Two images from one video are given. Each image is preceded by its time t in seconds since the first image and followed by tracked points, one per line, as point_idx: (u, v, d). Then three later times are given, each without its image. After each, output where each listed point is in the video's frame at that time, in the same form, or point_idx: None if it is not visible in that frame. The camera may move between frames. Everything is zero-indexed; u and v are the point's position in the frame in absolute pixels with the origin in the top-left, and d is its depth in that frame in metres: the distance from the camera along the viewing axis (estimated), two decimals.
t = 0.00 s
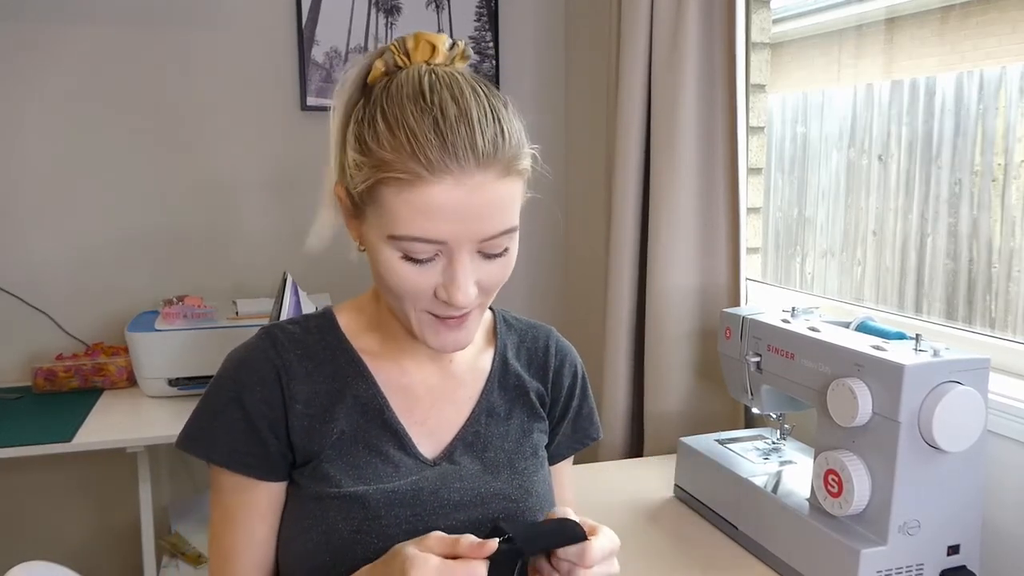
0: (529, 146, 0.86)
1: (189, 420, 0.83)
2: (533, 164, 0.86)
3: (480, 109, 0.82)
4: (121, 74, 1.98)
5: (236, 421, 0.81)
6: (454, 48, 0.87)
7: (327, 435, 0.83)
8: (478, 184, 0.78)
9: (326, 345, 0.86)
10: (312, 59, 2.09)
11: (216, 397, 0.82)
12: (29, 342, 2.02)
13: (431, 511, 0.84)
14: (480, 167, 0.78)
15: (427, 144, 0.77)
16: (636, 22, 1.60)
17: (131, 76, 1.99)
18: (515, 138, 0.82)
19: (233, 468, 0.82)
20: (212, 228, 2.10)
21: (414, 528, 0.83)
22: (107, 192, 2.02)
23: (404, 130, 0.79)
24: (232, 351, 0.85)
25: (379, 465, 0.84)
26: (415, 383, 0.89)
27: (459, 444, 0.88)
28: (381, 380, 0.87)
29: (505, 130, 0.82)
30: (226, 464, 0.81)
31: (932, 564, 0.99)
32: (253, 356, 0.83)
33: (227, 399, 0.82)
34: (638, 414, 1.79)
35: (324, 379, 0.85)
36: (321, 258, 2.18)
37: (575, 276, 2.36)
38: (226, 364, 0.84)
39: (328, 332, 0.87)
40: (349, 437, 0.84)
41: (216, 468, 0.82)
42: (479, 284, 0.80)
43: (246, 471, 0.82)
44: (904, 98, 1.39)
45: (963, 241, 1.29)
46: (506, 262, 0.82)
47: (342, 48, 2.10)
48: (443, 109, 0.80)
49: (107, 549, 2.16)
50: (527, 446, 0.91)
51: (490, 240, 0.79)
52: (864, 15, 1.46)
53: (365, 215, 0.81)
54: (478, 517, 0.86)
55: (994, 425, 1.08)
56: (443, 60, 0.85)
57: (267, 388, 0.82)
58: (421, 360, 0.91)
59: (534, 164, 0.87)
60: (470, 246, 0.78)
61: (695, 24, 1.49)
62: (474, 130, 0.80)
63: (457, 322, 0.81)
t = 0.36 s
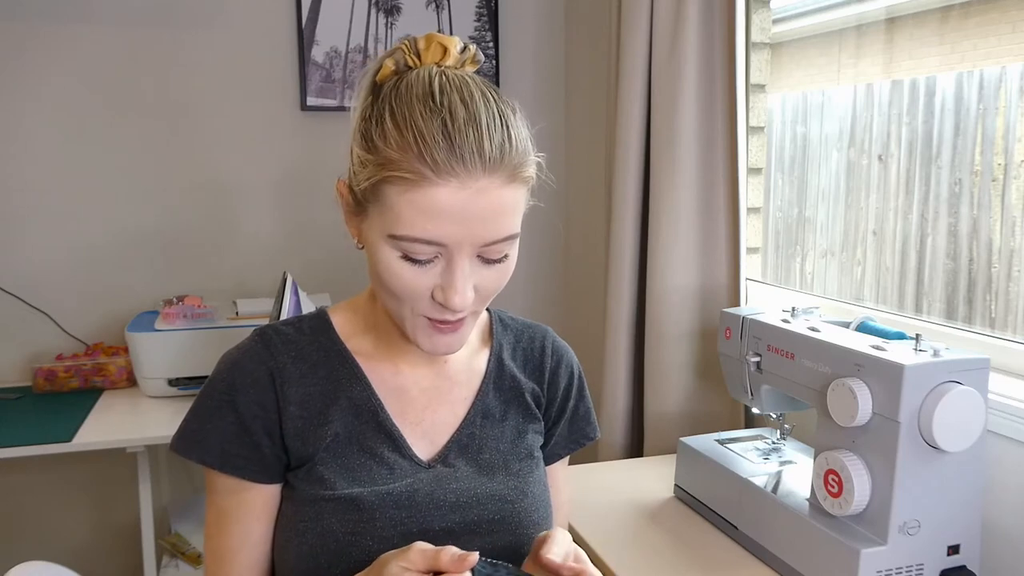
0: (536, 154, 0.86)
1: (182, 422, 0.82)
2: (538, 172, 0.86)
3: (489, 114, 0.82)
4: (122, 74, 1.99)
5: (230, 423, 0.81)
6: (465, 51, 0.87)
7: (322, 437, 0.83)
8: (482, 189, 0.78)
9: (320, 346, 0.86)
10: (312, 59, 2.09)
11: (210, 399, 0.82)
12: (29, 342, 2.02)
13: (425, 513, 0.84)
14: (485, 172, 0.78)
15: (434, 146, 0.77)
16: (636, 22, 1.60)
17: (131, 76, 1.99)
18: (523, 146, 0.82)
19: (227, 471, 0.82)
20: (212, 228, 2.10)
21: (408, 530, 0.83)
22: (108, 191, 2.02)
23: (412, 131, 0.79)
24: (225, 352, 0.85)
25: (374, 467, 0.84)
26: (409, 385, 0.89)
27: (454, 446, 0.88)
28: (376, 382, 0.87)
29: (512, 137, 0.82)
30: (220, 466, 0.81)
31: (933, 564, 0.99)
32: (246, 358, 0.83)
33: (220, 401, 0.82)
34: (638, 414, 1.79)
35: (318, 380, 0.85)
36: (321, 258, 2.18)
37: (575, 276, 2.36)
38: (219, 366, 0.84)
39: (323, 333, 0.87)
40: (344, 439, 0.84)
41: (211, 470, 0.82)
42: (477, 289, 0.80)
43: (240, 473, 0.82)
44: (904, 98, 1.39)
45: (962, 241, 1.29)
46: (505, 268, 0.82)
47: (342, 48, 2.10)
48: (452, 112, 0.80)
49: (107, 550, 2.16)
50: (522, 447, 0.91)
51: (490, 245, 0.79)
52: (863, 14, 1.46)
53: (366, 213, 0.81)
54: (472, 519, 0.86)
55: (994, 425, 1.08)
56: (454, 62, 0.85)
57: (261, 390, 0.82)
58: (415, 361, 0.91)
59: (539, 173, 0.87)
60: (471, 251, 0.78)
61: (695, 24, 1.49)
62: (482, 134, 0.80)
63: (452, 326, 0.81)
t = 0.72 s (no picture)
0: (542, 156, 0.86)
1: (180, 426, 0.82)
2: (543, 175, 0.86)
3: (495, 114, 0.82)
4: (121, 74, 1.99)
5: (228, 427, 0.81)
6: (471, 52, 0.87)
7: (320, 441, 0.83)
8: (487, 189, 0.77)
9: (319, 349, 0.86)
10: (312, 59, 2.09)
11: (208, 402, 0.82)
12: (29, 342, 2.02)
13: (425, 518, 0.83)
14: (491, 172, 0.78)
15: (441, 144, 0.77)
16: (636, 22, 1.60)
17: (131, 77, 1.99)
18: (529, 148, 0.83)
19: (225, 474, 0.82)
20: (212, 227, 2.10)
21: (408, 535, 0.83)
22: (108, 191, 2.02)
23: (418, 129, 0.79)
24: (224, 355, 0.85)
25: (373, 471, 0.84)
26: (408, 387, 0.89)
27: (454, 450, 0.87)
28: (375, 384, 0.87)
29: (518, 137, 0.82)
30: (217, 470, 0.81)
31: (933, 564, 0.99)
32: (244, 361, 0.83)
33: (218, 405, 0.82)
34: (638, 414, 1.79)
35: (317, 384, 0.85)
36: (321, 258, 2.18)
37: (575, 276, 2.36)
38: (217, 369, 0.84)
39: (321, 335, 0.87)
40: (343, 443, 0.84)
41: (209, 474, 0.82)
42: (481, 290, 0.80)
43: (238, 477, 0.82)
44: (904, 98, 1.39)
45: (963, 241, 1.29)
46: (509, 269, 0.82)
47: (342, 48, 2.10)
48: (459, 111, 0.80)
49: (107, 549, 2.16)
50: (522, 450, 0.91)
51: (495, 247, 0.79)
52: (863, 14, 1.46)
53: (370, 212, 0.81)
54: (472, 524, 0.85)
55: (994, 425, 1.07)
56: (460, 62, 0.85)
57: (259, 394, 0.82)
58: (415, 363, 0.91)
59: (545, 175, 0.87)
60: (475, 252, 0.78)
61: (694, 24, 1.49)
62: (488, 134, 0.79)
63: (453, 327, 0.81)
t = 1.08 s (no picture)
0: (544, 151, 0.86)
1: (179, 427, 0.82)
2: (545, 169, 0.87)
3: (497, 105, 0.82)
4: (121, 74, 1.98)
5: (227, 429, 0.81)
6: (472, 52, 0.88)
7: (320, 444, 0.83)
8: (492, 177, 0.78)
9: (320, 351, 0.86)
10: (312, 59, 2.09)
11: (207, 404, 0.82)
12: (29, 342, 2.02)
13: (425, 522, 0.83)
14: (495, 161, 0.78)
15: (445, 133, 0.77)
16: (636, 22, 1.60)
17: (131, 77, 1.99)
18: (533, 140, 0.83)
19: (224, 476, 0.82)
20: (212, 228, 2.10)
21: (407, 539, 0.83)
22: (108, 192, 2.02)
23: (422, 119, 0.79)
24: (223, 356, 0.85)
25: (372, 475, 0.84)
26: (408, 389, 0.89)
27: (453, 453, 0.87)
28: (375, 386, 0.87)
29: (521, 127, 0.83)
30: (216, 472, 0.81)
31: (933, 564, 0.99)
32: (244, 363, 0.83)
33: (217, 407, 0.81)
34: (638, 414, 1.79)
35: (317, 387, 0.85)
36: (321, 258, 2.18)
37: (575, 275, 2.36)
38: (216, 370, 0.84)
39: (321, 335, 0.87)
40: (342, 446, 0.84)
41: (208, 477, 0.82)
42: (486, 281, 0.80)
43: (237, 479, 0.82)
44: (904, 98, 1.39)
45: (962, 241, 1.29)
46: (513, 260, 0.82)
47: (342, 48, 2.10)
48: (463, 102, 0.80)
49: (107, 549, 2.16)
50: (522, 453, 0.91)
51: (499, 236, 0.79)
52: (863, 14, 1.46)
53: (373, 205, 0.81)
54: (472, 527, 0.85)
55: (995, 425, 1.08)
56: (461, 60, 0.85)
57: (259, 396, 0.82)
58: (415, 364, 0.90)
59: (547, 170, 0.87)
60: (480, 241, 0.78)
61: (694, 24, 1.49)
62: (492, 123, 0.80)
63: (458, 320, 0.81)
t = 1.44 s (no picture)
0: (520, 108, 0.93)
1: (184, 435, 0.82)
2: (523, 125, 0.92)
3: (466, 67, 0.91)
4: (122, 74, 1.98)
5: (233, 439, 0.81)
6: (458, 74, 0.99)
7: (328, 459, 0.83)
8: (458, 97, 0.84)
9: (329, 361, 0.86)
10: (312, 59, 2.09)
11: (215, 413, 0.81)
12: (29, 342, 2.02)
13: (433, 540, 0.83)
14: (459, 86, 0.85)
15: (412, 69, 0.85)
16: (636, 23, 1.60)
17: (131, 77, 1.99)
18: (503, 86, 0.90)
19: (228, 486, 0.82)
20: (212, 227, 2.10)
21: (415, 556, 0.83)
22: (108, 191, 2.02)
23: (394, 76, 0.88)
24: (232, 363, 0.84)
25: (381, 490, 0.83)
26: (417, 397, 0.88)
27: (463, 468, 0.86)
28: (384, 395, 0.87)
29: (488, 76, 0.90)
30: (222, 483, 0.81)
31: (933, 564, 0.99)
32: (252, 373, 0.83)
33: (224, 416, 0.81)
34: (638, 414, 1.79)
35: (327, 399, 0.84)
36: (321, 258, 2.18)
37: (575, 275, 2.36)
38: (224, 377, 0.83)
39: (331, 343, 0.87)
40: (351, 461, 0.83)
41: (211, 486, 0.82)
42: (467, 201, 0.82)
43: (241, 490, 0.82)
44: (904, 98, 1.38)
45: (963, 241, 1.29)
46: (494, 186, 0.84)
47: (342, 48, 2.10)
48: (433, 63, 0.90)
49: (107, 550, 2.16)
50: (532, 469, 0.91)
51: (472, 151, 0.83)
52: (863, 14, 1.46)
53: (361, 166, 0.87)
54: (480, 546, 0.85)
55: (994, 425, 1.08)
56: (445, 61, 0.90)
57: (266, 406, 0.82)
58: (426, 374, 0.89)
59: (525, 127, 0.93)
60: (454, 155, 0.82)
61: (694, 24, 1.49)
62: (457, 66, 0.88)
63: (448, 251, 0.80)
